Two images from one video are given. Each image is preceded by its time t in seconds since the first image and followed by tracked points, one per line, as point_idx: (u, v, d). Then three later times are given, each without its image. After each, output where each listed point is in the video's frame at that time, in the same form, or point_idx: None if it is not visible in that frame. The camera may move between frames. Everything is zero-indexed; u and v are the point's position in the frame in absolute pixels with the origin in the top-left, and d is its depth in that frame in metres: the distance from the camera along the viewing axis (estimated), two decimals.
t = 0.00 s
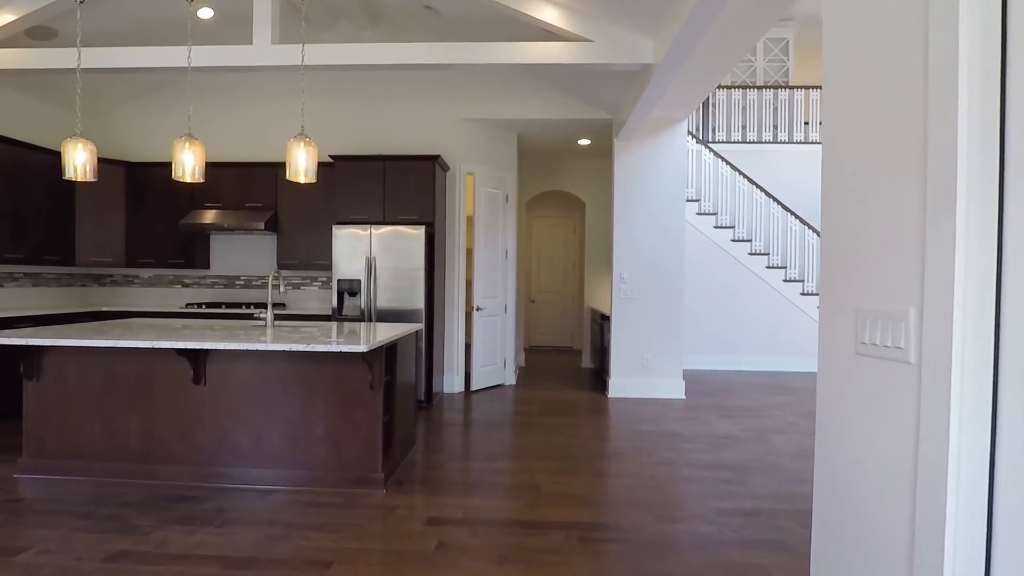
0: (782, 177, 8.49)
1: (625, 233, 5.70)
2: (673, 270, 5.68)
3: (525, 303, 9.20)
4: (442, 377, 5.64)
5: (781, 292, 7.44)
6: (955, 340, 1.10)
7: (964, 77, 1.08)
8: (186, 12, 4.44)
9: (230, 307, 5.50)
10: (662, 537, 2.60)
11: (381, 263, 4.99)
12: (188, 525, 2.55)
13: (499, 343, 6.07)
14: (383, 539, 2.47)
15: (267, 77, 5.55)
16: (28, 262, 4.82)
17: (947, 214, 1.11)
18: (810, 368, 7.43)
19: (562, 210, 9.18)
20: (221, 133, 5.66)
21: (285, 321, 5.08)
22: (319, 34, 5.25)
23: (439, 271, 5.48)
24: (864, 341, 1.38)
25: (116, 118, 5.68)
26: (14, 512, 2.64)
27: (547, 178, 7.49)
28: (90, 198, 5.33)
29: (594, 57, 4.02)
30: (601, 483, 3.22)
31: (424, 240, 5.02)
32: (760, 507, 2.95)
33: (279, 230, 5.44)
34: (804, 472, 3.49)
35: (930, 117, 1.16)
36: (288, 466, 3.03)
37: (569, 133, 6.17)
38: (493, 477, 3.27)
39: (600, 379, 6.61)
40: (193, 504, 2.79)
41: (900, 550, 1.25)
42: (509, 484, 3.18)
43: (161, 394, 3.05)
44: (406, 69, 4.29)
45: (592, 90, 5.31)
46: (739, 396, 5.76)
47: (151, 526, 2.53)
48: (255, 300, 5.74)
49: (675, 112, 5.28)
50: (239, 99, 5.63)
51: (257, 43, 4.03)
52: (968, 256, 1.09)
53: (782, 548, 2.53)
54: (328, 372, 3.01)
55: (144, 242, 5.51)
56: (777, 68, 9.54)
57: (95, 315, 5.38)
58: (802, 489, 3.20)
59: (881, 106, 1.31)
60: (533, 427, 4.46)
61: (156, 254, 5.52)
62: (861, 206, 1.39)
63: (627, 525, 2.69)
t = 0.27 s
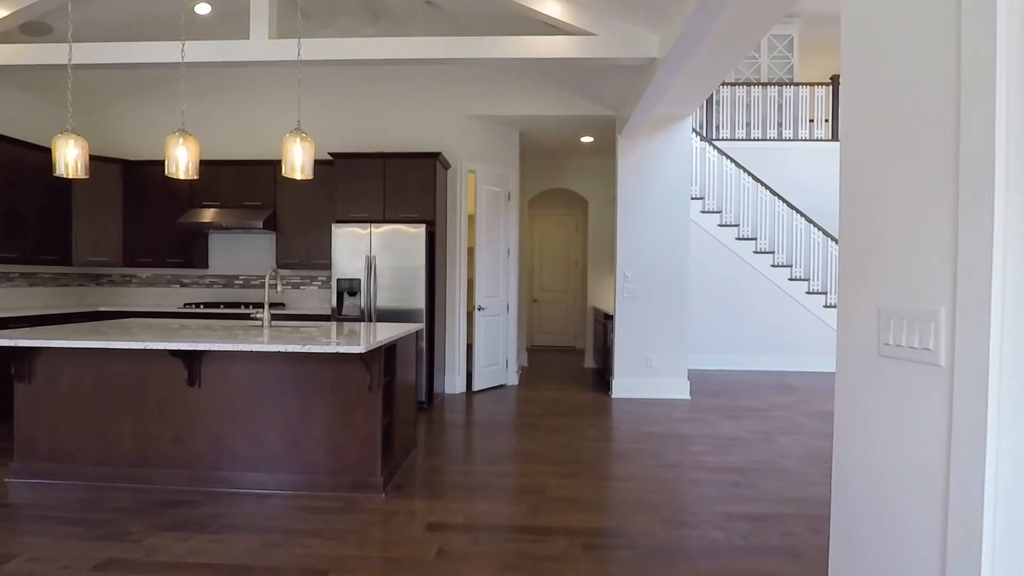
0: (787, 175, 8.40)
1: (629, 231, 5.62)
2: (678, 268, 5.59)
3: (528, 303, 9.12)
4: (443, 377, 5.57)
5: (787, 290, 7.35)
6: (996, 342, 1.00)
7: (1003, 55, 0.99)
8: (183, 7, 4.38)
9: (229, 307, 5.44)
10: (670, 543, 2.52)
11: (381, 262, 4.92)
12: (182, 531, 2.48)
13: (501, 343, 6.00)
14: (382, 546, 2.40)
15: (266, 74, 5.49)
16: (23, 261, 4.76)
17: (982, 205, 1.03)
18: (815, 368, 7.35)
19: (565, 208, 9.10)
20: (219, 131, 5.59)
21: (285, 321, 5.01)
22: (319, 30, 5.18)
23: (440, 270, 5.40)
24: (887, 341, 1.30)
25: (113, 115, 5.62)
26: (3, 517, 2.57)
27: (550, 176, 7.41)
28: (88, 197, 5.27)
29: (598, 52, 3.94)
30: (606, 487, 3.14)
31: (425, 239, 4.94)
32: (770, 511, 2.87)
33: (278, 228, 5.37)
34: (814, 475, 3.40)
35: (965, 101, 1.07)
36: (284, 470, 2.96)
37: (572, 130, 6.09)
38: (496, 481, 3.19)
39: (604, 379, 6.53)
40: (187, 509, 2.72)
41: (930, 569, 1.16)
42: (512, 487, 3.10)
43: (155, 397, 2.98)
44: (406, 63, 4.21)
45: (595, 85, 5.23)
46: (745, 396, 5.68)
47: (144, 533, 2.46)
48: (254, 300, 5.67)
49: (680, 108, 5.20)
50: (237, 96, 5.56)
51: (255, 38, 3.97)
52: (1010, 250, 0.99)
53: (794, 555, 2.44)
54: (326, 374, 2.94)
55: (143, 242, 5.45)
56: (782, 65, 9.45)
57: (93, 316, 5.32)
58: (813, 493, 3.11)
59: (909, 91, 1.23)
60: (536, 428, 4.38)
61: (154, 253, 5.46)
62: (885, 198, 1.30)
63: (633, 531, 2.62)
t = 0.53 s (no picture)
0: (787, 173, 8.33)
1: (628, 229, 5.53)
2: (678, 266, 5.51)
3: (526, 302, 9.03)
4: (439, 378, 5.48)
5: (787, 289, 7.28)
6: None
7: None
8: None
9: (221, 307, 5.34)
10: (671, 551, 2.43)
11: (375, 261, 4.83)
12: (165, 540, 2.39)
13: (498, 343, 5.91)
14: (373, 555, 2.31)
15: (258, 70, 5.39)
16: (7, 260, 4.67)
17: (1011, 195, 0.93)
18: (816, 367, 7.28)
19: (563, 206, 9.01)
20: (211, 128, 5.49)
21: (277, 321, 4.92)
22: (312, 24, 5.09)
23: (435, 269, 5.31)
24: (907, 343, 1.21)
25: (103, 112, 5.52)
26: None
27: (548, 174, 7.32)
28: (76, 194, 5.17)
29: (596, 45, 3.85)
30: (606, 491, 3.05)
31: (420, 237, 4.85)
32: (774, 516, 2.78)
33: (270, 227, 5.27)
34: (818, 478, 3.32)
35: (993, 80, 0.97)
36: (272, 475, 2.87)
37: (569, 127, 6.00)
38: (492, 485, 3.10)
39: (602, 379, 6.45)
40: (171, 516, 2.63)
41: None
42: (508, 492, 3.02)
43: (139, 399, 2.89)
44: (400, 57, 4.12)
45: (593, 80, 5.14)
46: (746, 396, 5.60)
47: (125, 541, 2.37)
48: (246, 299, 5.58)
49: (679, 104, 5.11)
50: (229, 93, 5.46)
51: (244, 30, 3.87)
52: None
53: (799, 562, 2.36)
54: (315, 375, 2.84)
55: (133, 240, 5.35)
56: (781, 62, 9.37)
57: (81, 316, 5.22)
58: (818, 497, 3.03)
59: (929, 72, 1.14)
60: (534, 429, 4.29)
61: (145, 252, 5.36)
62: (904, 189, 1.21)
63: (633, 538, 2.53)
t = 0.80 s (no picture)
0: (787, 170, 8.24)
1: (626, 227, 5.43)
2: (677, 264, 5.41)
3: (523, 301, 8.94)
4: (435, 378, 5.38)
5: (787, 287, 7.20)
6: None
7: None
8: None
9: (212, 306, 5.23)
10: (672, 560, 2.34)
11: (368, 259, 4.72)
12: (143, 551, 2.28)
13: (495, 343, 5.81)
14: (360, 566, 2.21)
15: (249, 64, 5.28)
16: None
17: None
18: (817, 367, 7.19)
19: (561, 204, 8.91)
20: (201, 124, 5.38)
21: (268, 320, 4.81)
22: (304, 17, 4.99)
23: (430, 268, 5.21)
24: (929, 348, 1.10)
25: (90, 107, 5.41)
26: None
27: (545, 170, 7.22)
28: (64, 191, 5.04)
29: (593, 36, 3.75)
30: (603, 496, 2.95)
31: (414, 235, 4.75)
32: (778, 522, 2.69)
33: (261, 225, 5.16)
34: (822, 482, 3.22)
35: None
36: (258, 481, 2.77)
37: (567, 123, 5.90)
38: (486, 490, 3.00)
39: (601, 379, 6.35)
40: (152, 524, 2.52)
41: None
42: (503, 497, 2.92)
43: (119, 403, 2.78)
44: (393, 49, 4.02)
45: (591, 74, 5.04)
46: (746, 396, 5.51)
47: (102, 552, 2.27)
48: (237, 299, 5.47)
49: (678, 98, 5.01)
50: (219, 87, 5.35)
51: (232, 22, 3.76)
52: None
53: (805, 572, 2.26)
54: (302, 378, 2.74)
55: (121, 238, 5.24)
56: (781, 58, 9.27)
57: (68, 316, 5.11)
58: (822, 502, 2.93)
59: (960, 47, 1.02)
60: (530, 432, 4.19)
61: (134, 250, 5.25)
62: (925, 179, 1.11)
63: (631, 546, 2.44)
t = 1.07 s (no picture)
0: (789, 168, 8.14)
1: (626, 226, 5.33)
2: (678, 265, 5.31)
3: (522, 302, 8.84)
4: (431, 381, 5.28)
5: (789, 287, 7.10)
6: None
7: None
8: None
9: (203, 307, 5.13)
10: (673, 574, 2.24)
11: (362, 259, 4.62)
12: (121, 565, 2.18)
13: (492, 344, 5.71)
14: None
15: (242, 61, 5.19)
16: None
17: None
18: (819, 368, 7.10)
19: (560, 203, 8.81)
20: (192, 121, 5.28)
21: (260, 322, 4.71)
22: (297, 12, 4.89)
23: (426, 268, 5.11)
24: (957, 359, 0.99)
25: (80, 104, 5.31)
26: None
27: (543, 169, 7.12)
28: (51, 191, 4.94)
29: (591, 30, 3.66)
30: (602, 505, 2.85)
31: (409, 234, 4.65)
32: (783, 533, 2.59)
33: (254, 224, 5.07)
34: (828, 489, 3.12)
35: None
36: (243, 490, 2.66)
37: (565, 120, 5.81)
38: (481, 499, 2.90)
39: (600, 381, 6.25)
40: (132, 536, 2.42)
41: None
42: (498, 507, 2.82)
43: (100, 409, 2.68)
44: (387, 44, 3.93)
45: (590, 70, 4.94)
46: (748, 399, 5.41)
47: (77, 567, 2.17)
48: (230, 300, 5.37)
49: (679, 95, 4.92)
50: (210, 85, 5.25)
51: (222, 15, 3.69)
52: None
53: None
54: (290, 384, 2.65)
55: (110, 238, 5.14)
56: (782, 56, 9.17)
57: (56, 317, 5.00)
58: (828, 511, 2.83)
59: (995, 21, 0.91)
60: (527, 436, 4.10)
61: (124, 250, 5.15)
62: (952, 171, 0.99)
63: (631, 559, 2.34)
